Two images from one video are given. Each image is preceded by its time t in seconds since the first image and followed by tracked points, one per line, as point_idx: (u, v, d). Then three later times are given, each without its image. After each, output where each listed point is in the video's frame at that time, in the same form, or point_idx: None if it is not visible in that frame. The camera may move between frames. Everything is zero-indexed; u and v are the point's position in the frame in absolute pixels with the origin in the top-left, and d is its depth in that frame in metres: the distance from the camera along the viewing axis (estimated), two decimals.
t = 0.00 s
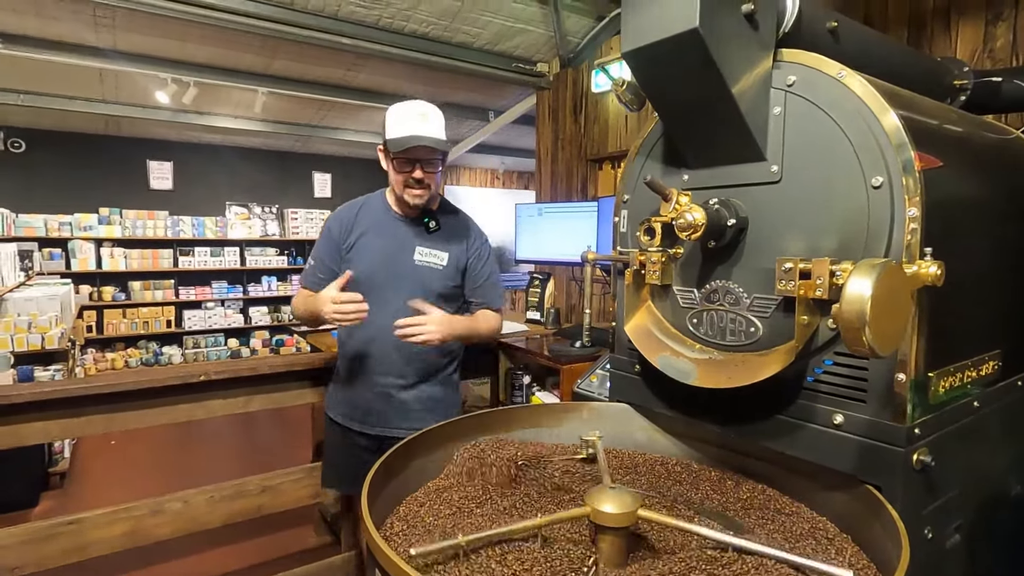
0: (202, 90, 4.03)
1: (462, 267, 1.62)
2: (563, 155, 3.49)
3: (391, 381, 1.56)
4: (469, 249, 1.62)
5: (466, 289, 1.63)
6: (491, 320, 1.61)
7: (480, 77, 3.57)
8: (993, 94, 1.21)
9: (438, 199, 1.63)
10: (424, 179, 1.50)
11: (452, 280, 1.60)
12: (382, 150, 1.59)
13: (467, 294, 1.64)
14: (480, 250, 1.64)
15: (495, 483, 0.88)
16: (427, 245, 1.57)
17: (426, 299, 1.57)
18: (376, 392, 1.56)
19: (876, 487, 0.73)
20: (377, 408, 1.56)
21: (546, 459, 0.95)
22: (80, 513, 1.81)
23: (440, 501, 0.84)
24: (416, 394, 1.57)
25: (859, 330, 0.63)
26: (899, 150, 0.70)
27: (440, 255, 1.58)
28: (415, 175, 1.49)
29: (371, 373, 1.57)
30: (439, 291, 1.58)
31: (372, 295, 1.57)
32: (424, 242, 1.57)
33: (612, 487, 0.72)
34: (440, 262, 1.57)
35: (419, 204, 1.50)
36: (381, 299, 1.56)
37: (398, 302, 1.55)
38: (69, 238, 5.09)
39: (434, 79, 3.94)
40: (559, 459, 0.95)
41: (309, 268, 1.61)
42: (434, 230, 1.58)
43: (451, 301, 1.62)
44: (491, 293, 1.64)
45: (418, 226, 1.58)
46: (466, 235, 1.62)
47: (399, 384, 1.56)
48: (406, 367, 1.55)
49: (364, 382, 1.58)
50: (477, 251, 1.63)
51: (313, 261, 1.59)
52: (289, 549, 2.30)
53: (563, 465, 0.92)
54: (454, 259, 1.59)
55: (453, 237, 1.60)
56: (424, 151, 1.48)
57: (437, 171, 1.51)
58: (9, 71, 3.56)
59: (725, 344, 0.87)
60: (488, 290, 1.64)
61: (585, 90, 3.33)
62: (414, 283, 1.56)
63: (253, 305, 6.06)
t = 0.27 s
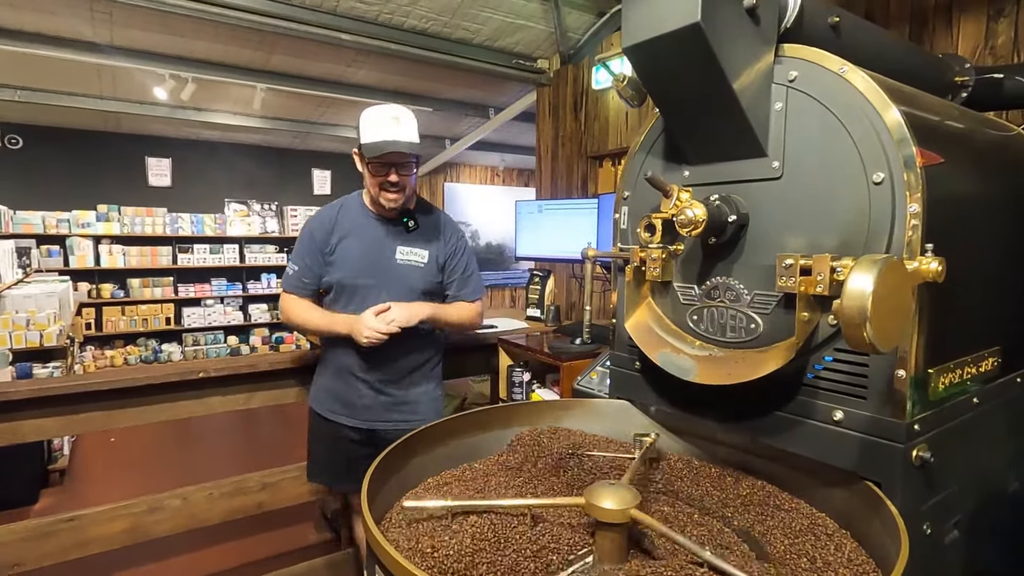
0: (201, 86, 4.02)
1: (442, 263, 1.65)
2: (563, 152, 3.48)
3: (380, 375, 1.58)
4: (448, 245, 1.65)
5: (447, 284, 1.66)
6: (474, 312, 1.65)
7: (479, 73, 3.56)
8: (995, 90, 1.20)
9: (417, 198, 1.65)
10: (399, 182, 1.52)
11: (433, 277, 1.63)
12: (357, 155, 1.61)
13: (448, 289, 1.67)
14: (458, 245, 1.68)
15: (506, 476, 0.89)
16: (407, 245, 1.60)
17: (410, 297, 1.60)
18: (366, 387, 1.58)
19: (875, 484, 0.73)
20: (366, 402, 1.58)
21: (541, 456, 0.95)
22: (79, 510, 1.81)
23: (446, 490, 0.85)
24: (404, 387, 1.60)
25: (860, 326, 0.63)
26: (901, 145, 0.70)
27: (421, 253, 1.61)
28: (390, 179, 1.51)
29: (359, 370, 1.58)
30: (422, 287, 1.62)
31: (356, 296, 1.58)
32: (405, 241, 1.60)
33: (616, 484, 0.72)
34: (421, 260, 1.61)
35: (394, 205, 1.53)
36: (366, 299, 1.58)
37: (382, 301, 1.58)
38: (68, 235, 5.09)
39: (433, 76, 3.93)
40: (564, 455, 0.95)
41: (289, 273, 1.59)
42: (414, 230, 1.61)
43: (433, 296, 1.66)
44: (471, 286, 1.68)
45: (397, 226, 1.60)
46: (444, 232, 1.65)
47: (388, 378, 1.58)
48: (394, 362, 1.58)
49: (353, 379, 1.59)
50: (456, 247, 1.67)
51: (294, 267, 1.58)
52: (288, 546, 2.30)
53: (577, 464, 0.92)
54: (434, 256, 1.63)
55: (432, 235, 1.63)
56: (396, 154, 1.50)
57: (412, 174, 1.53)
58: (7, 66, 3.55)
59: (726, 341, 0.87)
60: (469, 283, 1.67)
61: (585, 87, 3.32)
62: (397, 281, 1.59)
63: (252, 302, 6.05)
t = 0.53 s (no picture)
0: (200, 81, 4.01)
1: (430, 255, 1.66)
2: (564, 147, 3.47)
3: (375, 368, 1.58)
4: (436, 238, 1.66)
5: (436, 275, 1.67)
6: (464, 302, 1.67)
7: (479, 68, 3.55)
8: (997, 84, 1.20)
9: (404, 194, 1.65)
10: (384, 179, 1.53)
11: (422, 269, 1.64)
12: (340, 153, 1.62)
13: (437, 281, 1.68)
14: (445, 237, 1.68)
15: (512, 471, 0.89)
16: (396, 239, 1.60)
17: (401, 290, 1.61)
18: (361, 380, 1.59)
19: (876, 478, 0.73)
20: (362, 395, 1.58)
21: (537, 455, 0.95)
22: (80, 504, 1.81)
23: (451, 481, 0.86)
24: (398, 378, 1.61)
25: (862, 320, 0.62)
26: (904, 139, 0.70)
27: (409, 246, 1.61)
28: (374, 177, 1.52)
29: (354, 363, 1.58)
30: (413, 280, 1.62)
31: (348, 293, 1.58)
32: (393, 236, 1.60)
33: (618, 478, 0.72)
34: (410, 253, 1.61)
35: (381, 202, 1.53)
36: (358, 295, 1.57)
37: (374, 296, 1.58)
38: (68, 231, 5.09)
39: (433, 71, 3.92)
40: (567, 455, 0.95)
41: (279, 274, 1.59)
42: (402, 224, 1.61)
43: (423, 289, 1.67)
44: (460, 277, 1.69)
45: (385, 221, 1.60)
46: (431, 225, 1.66)
47: (384, 370, 1.59)
48: (388, 353, 1.59)
49: (348, 372, 1.59)
50: (443, 239, 1.68)
51: (284, 267, 1.58)
52: (289, 540, 2.30)
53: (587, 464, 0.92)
54: (423, 249, 1.63)
55: (419, 228, 1.64)
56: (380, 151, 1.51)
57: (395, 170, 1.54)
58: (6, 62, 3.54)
59: (726, 336, 0.87)
60: (458, 274, 1.69)
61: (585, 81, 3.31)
62: (388, 276, 1.59)
63: (253, 297, 6.06)
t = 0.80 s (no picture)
0: (199, 77, 4.00)
1: (424, 248, 1.67)
2: (563, 143, 3.47)
3: (373, 362, 1.59)
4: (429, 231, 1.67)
5: (431, 268, 1.68)
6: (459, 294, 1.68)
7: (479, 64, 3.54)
8: (998, 80, 1.20)
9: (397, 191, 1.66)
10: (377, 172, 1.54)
11: (417, 263, 1.64)
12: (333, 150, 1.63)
13: (432, 273, 1.69)
14: (438, 231, 1.69)
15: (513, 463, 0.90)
16: (390, 232, 1.60)
17: (397, 284, 1.61)
18: (360, 374, 1.59)
19: (874, 474, 0.74)
20: (361, 390, 1.59)
21: (538, 450, 0.96)
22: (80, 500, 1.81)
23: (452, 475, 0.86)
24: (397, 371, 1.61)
25: (862, 316, 0.62)
26: (903, 135, 0.70)
27: (404, 240, 1.62)
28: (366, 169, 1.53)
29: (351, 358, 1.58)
30: (408, 273, 1.63)
31: (345, 288, 1.58)
32: (388, 230, 1.60)
33: (617, 474, 0.72)
34: (404, 247, 1.61)
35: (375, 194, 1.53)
36: (355, 290, 1.57)
37: (371, 290, 1.58)
38: (67, 228, 5.08)
39: (432, 67, 3.91)
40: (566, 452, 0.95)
41: (274, 272, 1.58)
42: (395, 218, 1.62)
43: (418, 282, 1.67)
44: (453, 269, 1.70)
45: (379, 215, 1.60)
46: (424, 219, 1.66)
47: (382, 364, 1.59)
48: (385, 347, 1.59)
49: (346, 367, 1.59)
50: (436, 233, 1.69)
51: (280, 265, 1.57)
52: (289, 537, 2.31)
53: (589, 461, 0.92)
54: (417, 242, 1.64)
55: (413, 222, 1.64)
56: (372, 143, 1.52)
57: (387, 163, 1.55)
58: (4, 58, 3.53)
59: (725, 332, 0.87)
60: (452, 267, 1.69)
61: (585, 77, 3.30)
62: (384, 269, 1.59)
63: (252, 294, 6.05)
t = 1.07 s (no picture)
0: (197, 73, 3.99)
1: (423, 244, 1.65)
2: (562, 139, 3.46)
3: (371, 359, 1.59)
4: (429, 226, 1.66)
5: (430, 264, 1.67)
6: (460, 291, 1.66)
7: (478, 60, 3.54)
8: (997, 76, 1.19)
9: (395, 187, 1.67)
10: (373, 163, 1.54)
11: (416, 259, 1.64)
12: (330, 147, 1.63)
13: (432, 270, 1.68)
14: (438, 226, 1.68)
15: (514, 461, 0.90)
16: (388, 228, 1.60)
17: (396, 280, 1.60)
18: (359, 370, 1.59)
19: (872, 469, 0.74)
20: (360, 386, 1.59)
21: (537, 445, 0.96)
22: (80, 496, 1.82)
23: (453, 474, 0.86)
24: (397, 368, 1.61)
25: (860, 313, 0.63)
26: (902, 131, 0.70)
27: (403, 236, 1.61)
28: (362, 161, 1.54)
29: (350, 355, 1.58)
30: (407, 269, 1.62)
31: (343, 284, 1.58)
32: (386, 226, 1.60)
33: (613, 469, 0.72)
34: (403, 242, 1.61)
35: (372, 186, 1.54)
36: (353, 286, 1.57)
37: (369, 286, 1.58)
38: (65, 224, 5.07)
39: (431, 63, 3.90)
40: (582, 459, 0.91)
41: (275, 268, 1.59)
42: (393, 214, 1.61)
43: (418, 278, 1.66)
44: (453, 266, 1.69)
45: (377, 211, 1.60)
46: (423, 215, 1.65)
47: (381, 360, 1.59)
48: (385, 344, 1.59)
49: (346, 364, 1.59)
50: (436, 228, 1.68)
51: (280, 260, 1.58)
52: (289, 533, 2.31)
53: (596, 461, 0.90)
54: (416, 238, 1.63)
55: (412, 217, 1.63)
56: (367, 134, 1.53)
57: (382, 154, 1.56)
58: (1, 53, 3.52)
59: (724, 328, 0.87)
60: (452, 263, 1.68)
61: (584, 73, 3.29)
62: (382, 265, 1.59)
63: (251, 290, 6.05)
